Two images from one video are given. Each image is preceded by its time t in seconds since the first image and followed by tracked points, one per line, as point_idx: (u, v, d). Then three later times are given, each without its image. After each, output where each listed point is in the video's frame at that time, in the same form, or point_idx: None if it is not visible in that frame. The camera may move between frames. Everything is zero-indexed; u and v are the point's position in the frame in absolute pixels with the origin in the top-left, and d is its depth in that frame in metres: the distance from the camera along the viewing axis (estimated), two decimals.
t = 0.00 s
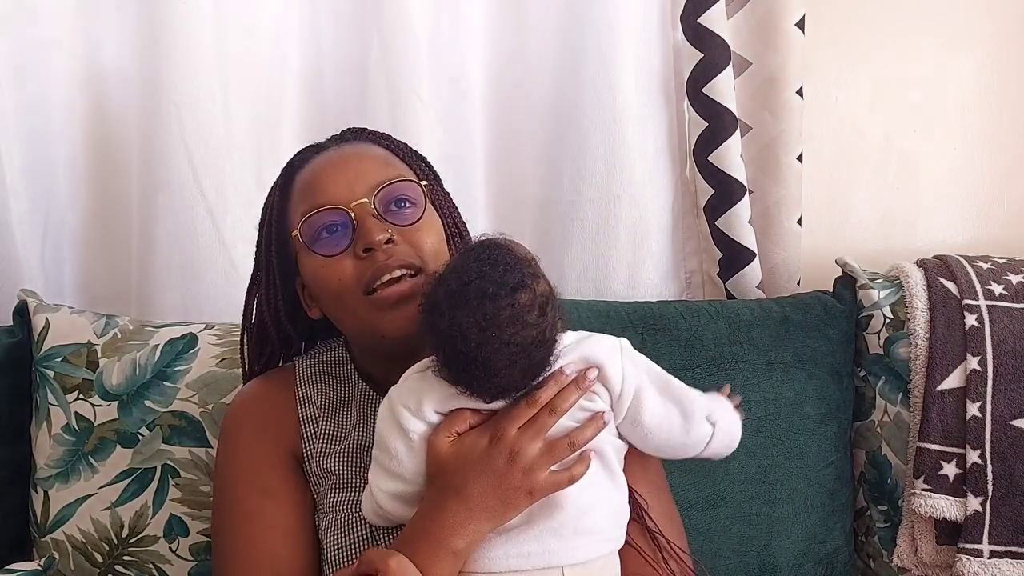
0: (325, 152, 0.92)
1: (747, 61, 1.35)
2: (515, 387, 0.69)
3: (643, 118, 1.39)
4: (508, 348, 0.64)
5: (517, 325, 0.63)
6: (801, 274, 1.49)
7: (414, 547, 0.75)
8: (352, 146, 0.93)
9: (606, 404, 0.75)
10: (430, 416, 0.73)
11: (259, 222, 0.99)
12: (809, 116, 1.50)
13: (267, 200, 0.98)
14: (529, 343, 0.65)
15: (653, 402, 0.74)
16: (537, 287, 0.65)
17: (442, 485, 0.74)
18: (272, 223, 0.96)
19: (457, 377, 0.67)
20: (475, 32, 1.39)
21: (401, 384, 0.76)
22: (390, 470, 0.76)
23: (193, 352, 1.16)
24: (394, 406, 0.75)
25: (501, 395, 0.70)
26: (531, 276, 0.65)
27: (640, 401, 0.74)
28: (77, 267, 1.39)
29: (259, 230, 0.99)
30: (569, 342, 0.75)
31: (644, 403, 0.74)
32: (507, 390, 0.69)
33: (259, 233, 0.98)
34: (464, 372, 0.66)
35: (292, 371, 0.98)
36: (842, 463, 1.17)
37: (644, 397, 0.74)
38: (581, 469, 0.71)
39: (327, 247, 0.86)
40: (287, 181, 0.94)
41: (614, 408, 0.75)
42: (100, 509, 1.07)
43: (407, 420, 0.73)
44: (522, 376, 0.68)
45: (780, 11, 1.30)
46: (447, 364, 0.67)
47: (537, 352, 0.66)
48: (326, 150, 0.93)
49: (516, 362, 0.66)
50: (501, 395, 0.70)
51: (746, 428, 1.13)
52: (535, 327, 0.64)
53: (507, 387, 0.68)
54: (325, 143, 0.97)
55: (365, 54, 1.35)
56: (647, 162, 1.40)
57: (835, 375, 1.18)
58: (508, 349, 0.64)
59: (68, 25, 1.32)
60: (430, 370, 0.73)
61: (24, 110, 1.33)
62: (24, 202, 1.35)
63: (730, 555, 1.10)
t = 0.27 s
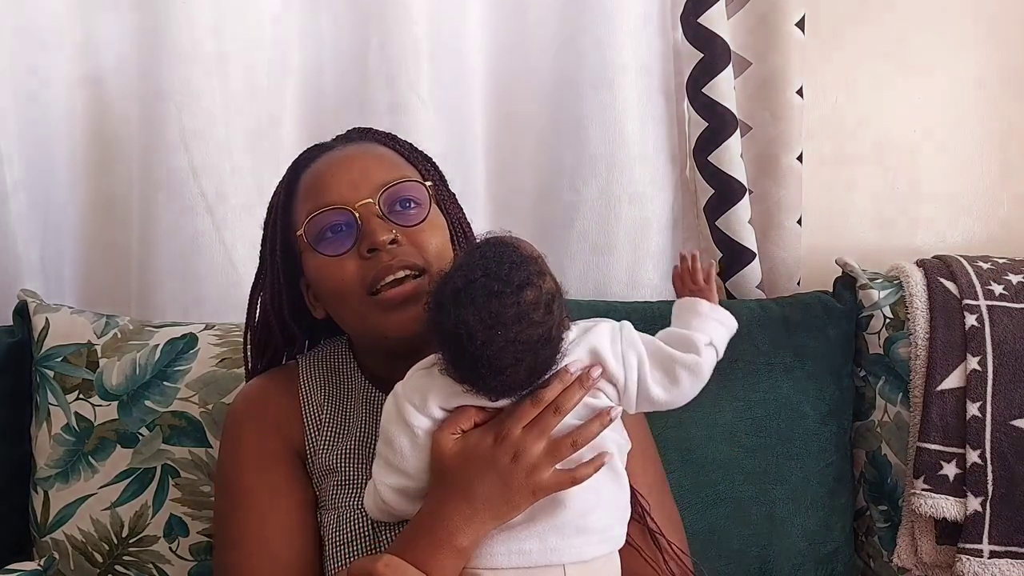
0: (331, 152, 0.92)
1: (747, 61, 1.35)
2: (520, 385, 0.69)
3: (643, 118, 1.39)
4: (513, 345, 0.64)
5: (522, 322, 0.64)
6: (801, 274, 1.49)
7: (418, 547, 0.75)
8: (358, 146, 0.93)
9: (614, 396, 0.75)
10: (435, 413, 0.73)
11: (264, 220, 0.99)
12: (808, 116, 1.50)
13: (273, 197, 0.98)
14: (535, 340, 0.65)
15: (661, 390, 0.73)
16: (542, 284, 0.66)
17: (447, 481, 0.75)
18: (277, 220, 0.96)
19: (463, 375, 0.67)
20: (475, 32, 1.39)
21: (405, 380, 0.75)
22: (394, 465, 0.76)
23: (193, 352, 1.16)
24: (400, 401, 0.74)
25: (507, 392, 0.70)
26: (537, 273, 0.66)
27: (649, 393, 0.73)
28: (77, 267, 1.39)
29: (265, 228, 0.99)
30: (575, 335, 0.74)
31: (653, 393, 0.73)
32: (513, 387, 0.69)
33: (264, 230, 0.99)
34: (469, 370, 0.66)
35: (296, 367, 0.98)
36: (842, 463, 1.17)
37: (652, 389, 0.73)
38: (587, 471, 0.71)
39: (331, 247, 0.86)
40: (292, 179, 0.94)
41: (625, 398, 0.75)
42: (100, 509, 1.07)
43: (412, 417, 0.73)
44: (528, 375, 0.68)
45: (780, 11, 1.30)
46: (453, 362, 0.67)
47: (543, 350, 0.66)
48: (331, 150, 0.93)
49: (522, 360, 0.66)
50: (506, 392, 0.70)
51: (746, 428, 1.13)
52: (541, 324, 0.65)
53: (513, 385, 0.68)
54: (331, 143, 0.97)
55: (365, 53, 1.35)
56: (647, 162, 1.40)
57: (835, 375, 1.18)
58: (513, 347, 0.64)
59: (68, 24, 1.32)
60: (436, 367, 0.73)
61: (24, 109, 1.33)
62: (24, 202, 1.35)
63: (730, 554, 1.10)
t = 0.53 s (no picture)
0: (338, 151, 0.93)
1: (747, 61, 1.35)
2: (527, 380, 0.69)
3: (643, 118, 1.39)
4: (526, 338, 0.65)
5: (537, 316, 0.64)
6: (801, 274, 1.49)
7: (422, 543, 0.75)
8: (364, 146, 0.93)
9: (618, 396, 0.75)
10: (442, 407, 0.74)
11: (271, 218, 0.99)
12: (809, 117, 1.50)
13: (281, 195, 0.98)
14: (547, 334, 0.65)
15: (667, 392, 0.74)
16: (556, 279, 0.66)
17: (451, 477, 0.75)
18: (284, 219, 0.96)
19: (474, 367, 0.68)
20: (476, 32, 1.39)
21: (415, 373, 0.76)
22: (398, 457, 0.76)
23: (193, 352, 1.16)
24: (408, 394, 0.75)
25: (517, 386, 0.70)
26: (552, 270, 0.66)
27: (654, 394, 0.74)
28: (76, 267, 1.39)
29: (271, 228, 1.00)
30: (583, 334, 0.74)
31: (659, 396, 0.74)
32: (522, 381, 0.69)
33: (272, 228, 0.99)
34: (481, 361, 0.67)
35: (299, 366, 0.99)
36: (842, 463, 1.17)
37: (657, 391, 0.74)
38: (589, 465, 0.72)
39: (336, 246, 0.86)
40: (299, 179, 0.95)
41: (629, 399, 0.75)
42: (100, 509, 1.07)
43: (418, 411, 0.74)
44: (539, 369, 0.68)
45: (780, 11, 1.30)
46: (465, 354, 0.67)
47: (556, 345, 0.67)
48: (338, 150, 0.93)
49: (535, 354, 0.66)
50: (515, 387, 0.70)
51: (746, 428, 1.13)
52: (554, 318, 0.65)
53: (523, 378, 0.68)
54: (338, 143, 0.97)
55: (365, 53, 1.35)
56: (646, 163, 1.41)
57: (835, 375, 1.18)
58: (527, 340, 0.65)
59: (68, 24, 1.32)
60: (445, 362, 0.74)
61: (24, 109, 1.33)
62: (24, 202, 1.36)
63: (730, 554, 1.10)
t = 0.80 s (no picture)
0: (346, 152, 0.93)
1: (747, 61, 1.35)
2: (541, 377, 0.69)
3: (643, 118, 1.39)
4: (544, 336, 0.64)
5: (555, 314, 0.64)
6: (801, 274, 1.49)
7: (427, 541, 0.76)
8: (373, 147, 0.93)
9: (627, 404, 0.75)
10: (456, 403, 0.74)
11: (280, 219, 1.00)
12: (809, 117, 1.50)
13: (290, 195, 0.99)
14: (565, 333, 0.65)
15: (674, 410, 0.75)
16: (574, 279, 0.66)
17: (458, 474, 0.76)
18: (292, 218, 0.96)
19: (490, 364, 0.68)
20: (475, 32, 1.39)
21: (428, 369, 0.76)
22: (407, 453, 0.76)
23: (193, 352, 1.16)
24: (421, 389, 0.76)
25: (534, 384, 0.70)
26: (570, 271, 0.67)
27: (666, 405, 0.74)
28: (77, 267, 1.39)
29: (280, 228, 1.00)
30: (597, 340, 0.74)
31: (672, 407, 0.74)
32: (537, 379, 0.69)
33: (281, 227, 0.99)
34: (497, 358, 0.66)
35: (305, 363, 0.98)
36: (842, 463, 1.17)
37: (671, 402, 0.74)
38: (595, 468, 0.72)
39: (342, 244, 0.86)
40: (308, 178, 0.95)
41: (637, 407, 0.75)
42: (100, 509, 1.07)
43: (431, 406, 0.74)
44: (555, 368, 0.68)
45: (779, 11, 1.30)
46: (482, 350, 0.67)
47: (572, 345, 0.67)
48: (346, 150, 0.94)
49: (552, 353, 0.66)
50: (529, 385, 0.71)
51: (746, 428, 1.13)
52: (572, 317, 0.65)
53: (538, 376, 0.68)
54: (346, 145, 0.98)
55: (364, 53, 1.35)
56: (646, 163, 1.41)
57: (835, 375, 1.18)
58: (545, 338, 0.65)
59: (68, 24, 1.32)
60: (459, 359, 0.75)
61: (25, 109, 1.33)
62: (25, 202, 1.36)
63: (730, 554, 1.10)
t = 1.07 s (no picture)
0: (354, 150, 0.93)
1: (747, 61, 1.35)
2: (561, 372, 0.69)
3: (643, 118, 1.39)
4: (567, 330, 0.65)
5: (580, 310, 0.64)
6: (801, 274, 1.49)
7: (430, 540, 0.76)
8: (380, 146, 0.93)
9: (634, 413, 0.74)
10: (469, 395, 0.75)
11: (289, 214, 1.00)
12: (809, 116, 1.50)
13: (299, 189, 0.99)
14: (588, 330, 0.65)
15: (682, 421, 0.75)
16: (601, 278, 0.66)
17: (463, 471, 0.76)
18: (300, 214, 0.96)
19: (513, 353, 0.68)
20: (475, 31, 1.39)
21: (444, 361, 0.77)
22: (415, 441, 0.77)
23: (193, 352, 1.16)
24: (434, 381, 0.77)
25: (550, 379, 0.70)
26: (599, 270, 0.67)
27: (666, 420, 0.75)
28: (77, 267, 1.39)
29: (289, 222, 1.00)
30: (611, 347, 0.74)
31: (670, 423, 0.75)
32: (557, 373, 0.69)
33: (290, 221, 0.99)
34: (521, 348, 0.67)
35: (311, 360, 0.99)
36: (842, 463, 1.17)
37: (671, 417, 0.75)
38: (601, 472, 0.71)
39: (346, 244, 0.86)
40: (316, 176, 0.95)
41: (643, 418, 0.75)
42: (100, 509, 1.07)
43: (443, 398, 0.75)
44: (576, 364, 0.68)
45: (779, 11, 1.30)
46: (505, 341, 0.68)
47: (596, 342, 0.67)
48: (354, 149, 0.93)
49: (575, 347, 0.66)
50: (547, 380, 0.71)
51: (746, 428, 1.13)
52: (597, 315, 0.65)
53: (559, 371, 0.69)
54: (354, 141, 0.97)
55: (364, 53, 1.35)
56: (647, 163, 1.41)
57: (835, 375, 1.18)
58: (570, 331, 0.65)
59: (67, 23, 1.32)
60: (477, 353, 0.76)
61: (24, 109, 1.33)
62: (25, 202, 1.36)
63: (730, 554, 1.10)
